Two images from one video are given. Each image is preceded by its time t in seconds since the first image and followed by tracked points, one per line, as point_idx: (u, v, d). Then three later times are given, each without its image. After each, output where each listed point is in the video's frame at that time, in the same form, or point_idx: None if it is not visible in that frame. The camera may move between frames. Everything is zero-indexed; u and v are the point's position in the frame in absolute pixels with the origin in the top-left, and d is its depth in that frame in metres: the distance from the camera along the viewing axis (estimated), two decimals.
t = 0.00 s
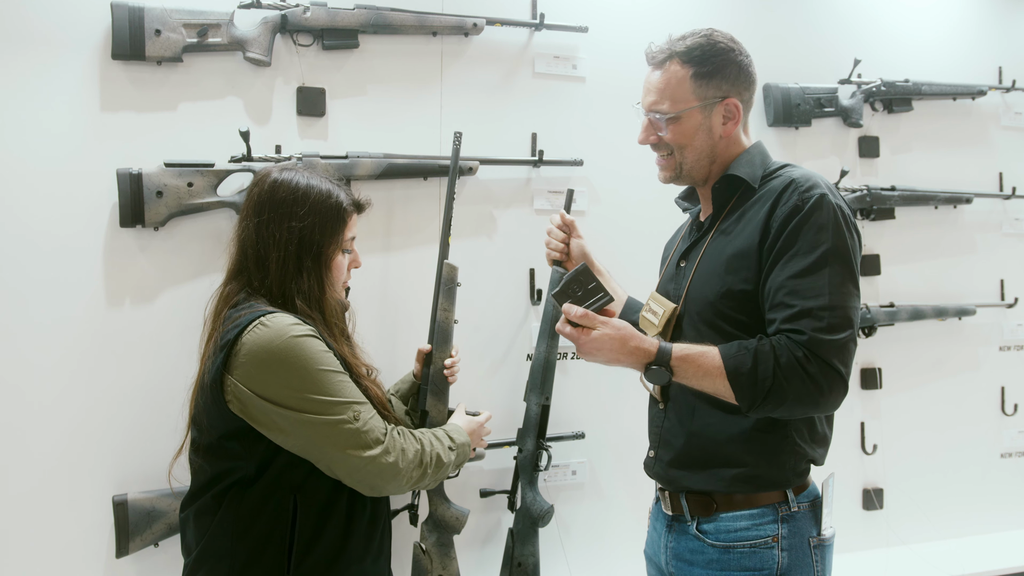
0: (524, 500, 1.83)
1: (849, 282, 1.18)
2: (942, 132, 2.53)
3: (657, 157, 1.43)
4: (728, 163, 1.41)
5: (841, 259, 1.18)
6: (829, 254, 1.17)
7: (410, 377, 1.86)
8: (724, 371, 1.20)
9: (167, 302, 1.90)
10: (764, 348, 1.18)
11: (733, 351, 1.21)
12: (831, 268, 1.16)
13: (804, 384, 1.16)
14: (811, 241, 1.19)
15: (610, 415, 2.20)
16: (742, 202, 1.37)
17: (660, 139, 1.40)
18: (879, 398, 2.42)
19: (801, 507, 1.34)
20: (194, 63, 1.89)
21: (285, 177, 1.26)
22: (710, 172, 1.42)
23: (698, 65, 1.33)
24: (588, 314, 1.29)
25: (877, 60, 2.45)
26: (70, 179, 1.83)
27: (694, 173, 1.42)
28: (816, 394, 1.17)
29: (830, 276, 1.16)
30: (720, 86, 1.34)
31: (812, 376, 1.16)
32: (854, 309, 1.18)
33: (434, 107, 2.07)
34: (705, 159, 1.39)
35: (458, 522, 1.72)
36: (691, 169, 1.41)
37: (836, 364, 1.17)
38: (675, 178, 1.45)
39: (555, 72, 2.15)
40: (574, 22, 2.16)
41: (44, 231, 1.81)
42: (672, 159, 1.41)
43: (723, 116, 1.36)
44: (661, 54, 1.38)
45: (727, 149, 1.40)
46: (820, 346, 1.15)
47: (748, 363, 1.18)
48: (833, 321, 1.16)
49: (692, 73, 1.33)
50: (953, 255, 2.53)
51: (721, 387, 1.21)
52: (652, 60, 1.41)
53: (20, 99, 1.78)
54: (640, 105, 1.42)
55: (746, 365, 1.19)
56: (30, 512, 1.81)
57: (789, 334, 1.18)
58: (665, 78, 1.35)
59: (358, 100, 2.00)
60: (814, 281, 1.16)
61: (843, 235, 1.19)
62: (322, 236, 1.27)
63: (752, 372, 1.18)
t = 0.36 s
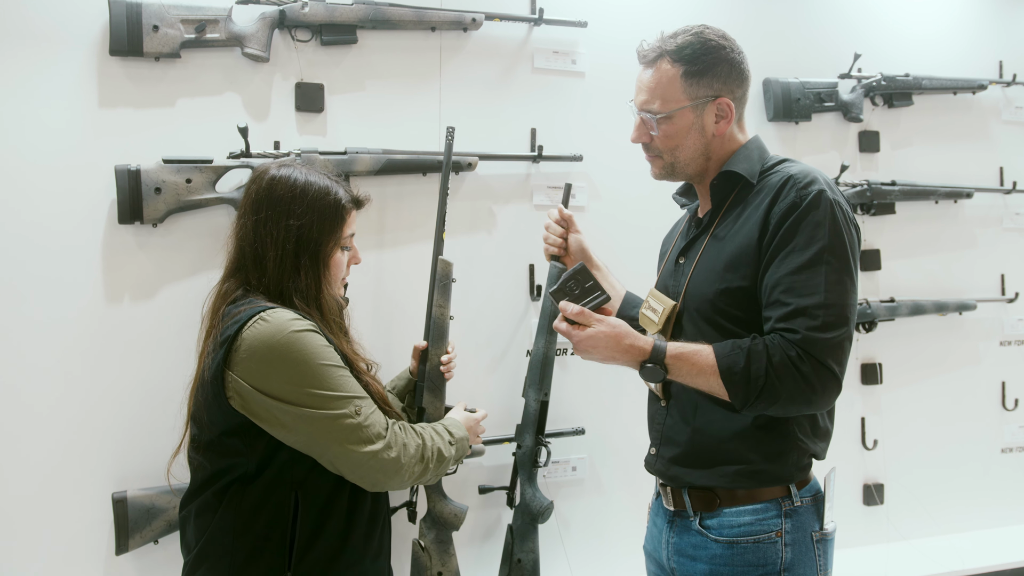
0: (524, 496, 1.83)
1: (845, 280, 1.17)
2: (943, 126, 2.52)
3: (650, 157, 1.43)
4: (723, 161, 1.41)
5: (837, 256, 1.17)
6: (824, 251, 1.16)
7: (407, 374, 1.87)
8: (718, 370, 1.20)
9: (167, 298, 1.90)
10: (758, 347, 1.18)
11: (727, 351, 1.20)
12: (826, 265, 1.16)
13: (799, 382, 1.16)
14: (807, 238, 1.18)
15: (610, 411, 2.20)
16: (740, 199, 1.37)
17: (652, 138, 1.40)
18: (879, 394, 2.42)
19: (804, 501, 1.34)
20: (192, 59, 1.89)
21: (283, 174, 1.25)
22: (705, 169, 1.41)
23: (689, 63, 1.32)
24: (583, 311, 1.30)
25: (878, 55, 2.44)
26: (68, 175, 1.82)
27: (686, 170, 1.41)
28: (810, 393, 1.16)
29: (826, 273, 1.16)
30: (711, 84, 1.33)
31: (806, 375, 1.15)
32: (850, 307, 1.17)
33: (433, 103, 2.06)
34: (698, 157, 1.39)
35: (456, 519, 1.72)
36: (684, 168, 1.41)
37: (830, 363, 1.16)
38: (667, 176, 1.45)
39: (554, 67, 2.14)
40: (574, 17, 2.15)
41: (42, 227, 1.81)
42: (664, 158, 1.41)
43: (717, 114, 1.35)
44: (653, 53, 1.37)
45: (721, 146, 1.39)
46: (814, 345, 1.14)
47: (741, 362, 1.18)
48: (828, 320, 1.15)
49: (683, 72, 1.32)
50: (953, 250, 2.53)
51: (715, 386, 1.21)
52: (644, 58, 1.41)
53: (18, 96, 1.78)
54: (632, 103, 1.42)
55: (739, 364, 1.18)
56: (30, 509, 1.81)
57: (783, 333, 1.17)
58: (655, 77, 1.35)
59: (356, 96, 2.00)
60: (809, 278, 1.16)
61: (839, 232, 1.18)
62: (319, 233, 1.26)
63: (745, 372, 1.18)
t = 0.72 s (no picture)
0: (521, 495, 1.82)
1: (838, 276, 1.16)
2: (941, 123, 2.52)
3: (647, 153, 1.43)
4: (720, 157, 1.40)
5: (832, 253, 1.16)
6: (817, 248, 1.15)
7: (405, 372, 1.87)
8: (707, 363, 1.20)
9: (163, 297, 1.89)
10: (747, 341, 1.18)
11: (716, 344, 1.21)
12: (818, 261, 1.15)
13: (789, 377, 1.15)
14: (800, 234, 1.17)
15: (608, 409, 2.20)
16: (735, 196, 1.36)
17: (649, 135, 1.39)
18: (877, 391, 2.42)
19: (795, 499, 1.33)
20: (187, 57, 1.88)
21: (291, 173, 1.23)
22: (702, 166, 1.41)
23: (685, 60, 1.31)
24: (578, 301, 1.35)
25: (875, 52, 2.44)
26: (63, 174, 1.81)
27: (683, 167, 1.41)
28: (800, 389, 1.16)
29: (819, 269, 1.15)
30: (708, 81, 1.32)
31: (795, 369, 1.15)
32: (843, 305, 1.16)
33: (429, 101, 2.05)
34: (695, 154, 1.39)
35: (455, 517, 1.72)
36: (682, 164, 1.41)
37: (821, 358, 1.15)
38: (664, 173, 1.45)
39: (551, 64, 2.13)
40: (570, 14, 2.14)
41: (38, 226, 1.80)
42: (661, 155, 1.40)
43: (713, 111, 1.34)
44: (649, 49, 1.36)
45: (718, 143, 1.39)
46: (805, 340, 1.13)
47: (730, 355, 1.18)
48: (819, 315, 1.14)
49: (679, 69, 1.31)
50: (951, 247, 2.53)
51: (704, 379, 1.21)
52: (639, 55, 1.40)
53: (12, 94, 1.77)
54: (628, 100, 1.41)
55: (728, 357, 1.18)
56: (26, 509, 1.80)
57: (774, 327, 1.17)
58: (652, 73, 1.34)
59: (352, 93, 1.99)
60: (801, 274, 1.15)
61: (833, 229, 1.17)
62: (324, 236, 1.24)
63: (733, 365, 1.18)
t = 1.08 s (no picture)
0: (519, 493, 1.83)
1: (830, 274, 1.15)
2: (941, 121, 2.51)
3: (644, 159, 1.43)
4: (717, 159, 1.40)
5: (824, 250, 1.15)
6: (809, 244, 1.15)
7: (404, 371, 1.86)
8: (689, 354, 1.18)
9: (162, 297, 1.89)
10: (731, 334, 1.17)
11: (701, 335, 1.19)
12: (809, 259, 1.14)
13: (772, 372, 1.14)
14: (792, 231, 1.17)
15: (608, 408, 2.20)
16: (734, 197, 1.35)
17: (645, 141, 1.39)
18: (878, 389, 2.42)
19: (789, 497, 1.33)
20: (186, 56, 1.88)
21: (301, 175, 1.23)
22: (699, 168, 1.41)
23: (674, 65, 1.31)
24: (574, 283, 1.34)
25: (875, 50, 2.43)
26: (63, 173, 1.81)
27: (680, 171, 1.41)
28: (782, 384, 1.15)
29: (810, 266, 1.14)
30: (698, 85, 1.32)
31: (778, 364, 1.14)
32: (833, 302, 1.15)
33: (429, 100, 2.05)
34: (691, 157, 1.38)
35: (454, 516, 1.71)
36: (680, 168, 1.41)
37: (805, 355, 1.14)
38: (663, 178, 1.45)
39: (550, 63, 2.13)
40: (570, 13, 2.14)
41: (38, 225, 1.80)
42: (658, 160, 1.41)
43: (706, 113, 1.34)
44: (638, 56, 1.36)
45: (714, 145, 1.38)
46: (790, 335, 1.13)
47: (713, 347, 1.17)
48: (806, 312, 1.13)
49: (669, 74, 1.32)
50: (952, 245, 2.53)
51: (687, 371, 1.19)
52: (629, 61, 1.40)
53: (12, 94, 1.77)
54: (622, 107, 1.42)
55: (711, 349, 1.17)
56: (26, 508, 1.80)
57: (760, 322, 1.16)
58: (642, 79, 1.34)
59: (351, 93, 1.99)
60: (792, 270, 1.15)
61: (827, 227, 1.16)
62: (332, 242, 1.23)
63: (716, 356, 1.17)
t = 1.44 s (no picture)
0: (520, 488, 1.82)
1: (813, 267, 1.14)
2: (942, 114, 2.51)
3: (636, 162, 1.44)
4: (708, 156, 1.39)
5: (806, 243, 1.14)
6: (791, 237, 1.14)
7: (405, 367, 1.86)
8: (673, 349, 1.19)
9: (164, 293, 1.89)
10: (714, 330, 1.18)
11: (685, 331, 1.20)
12: (791, 252, 1.13)
13: (755, 368, 1.14)
14: (776, 224, 1.16)
15: (610, 403, 2.20)
16: (725, 193, 1.35)
17: (634, 145, 1.40)
18: (880, 382, 2.41)
19: (783, 491, 1.32)
20: (186, 52, 1.87)
21: (310, 171, 1.22)
22: (691, 166, 1.41)
23: (654, 69, 1.30)
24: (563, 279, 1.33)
25: (876, 43, 2.43)
26: (64, 170, 1.81)
27: (673, 172, 1.41)
28: (764, 380, 1.14)
29: (793, 259, 1.13)
30: (680, 86, 1.31)
31: (760, 360, 1.13)
32: (817, 296, 1.14)
33: (429, 95, 2.05)
34: (681, 157, 1.38)
35: (456, 511, 1.72)
36: (672, 169, 1.41)
37: (788, 351, 1.13)
38: (658, 180, 1.45)
39: (550, 58, 2.13)
40: (570, 7, 2.13)
41: (39, 223, 1.80)
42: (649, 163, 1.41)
43: (691, 114, 1.33)
44: (618, 63, 1.36)
45: (703, 143, 1.37)
46: (770, 330, 1.12)
47: (695, 343, 1.18)
48: (788, 307, 1.12)
49: (649, 79, 1.31)
50: (953, 238, 2.52)
51: (673, 365, 1.20)
52: (611, 68, 1.40)
53: (12, 91, 1.77)
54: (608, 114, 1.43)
55: (694, 344, 1.18)
56: (30, 505, 1.80)
57: (742, 318, 1.16)
58: (624, 86, 1.34)
59: (351, 88, 1.98)
60: (774, 264, 1.14)
61: (808, 219, 1.15)
62: (340, 237, 1.23)
63: (698, 353, 1.17)
